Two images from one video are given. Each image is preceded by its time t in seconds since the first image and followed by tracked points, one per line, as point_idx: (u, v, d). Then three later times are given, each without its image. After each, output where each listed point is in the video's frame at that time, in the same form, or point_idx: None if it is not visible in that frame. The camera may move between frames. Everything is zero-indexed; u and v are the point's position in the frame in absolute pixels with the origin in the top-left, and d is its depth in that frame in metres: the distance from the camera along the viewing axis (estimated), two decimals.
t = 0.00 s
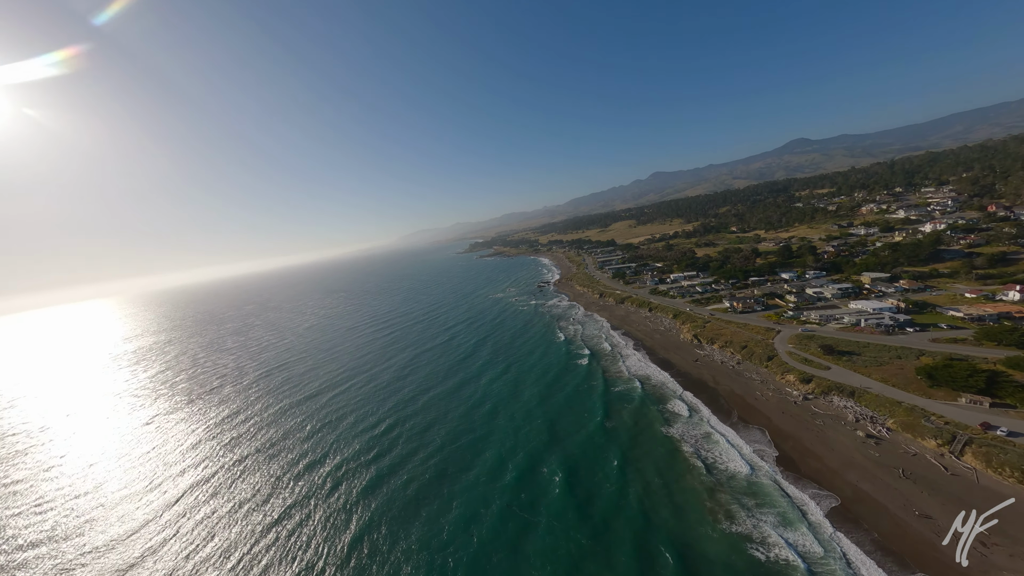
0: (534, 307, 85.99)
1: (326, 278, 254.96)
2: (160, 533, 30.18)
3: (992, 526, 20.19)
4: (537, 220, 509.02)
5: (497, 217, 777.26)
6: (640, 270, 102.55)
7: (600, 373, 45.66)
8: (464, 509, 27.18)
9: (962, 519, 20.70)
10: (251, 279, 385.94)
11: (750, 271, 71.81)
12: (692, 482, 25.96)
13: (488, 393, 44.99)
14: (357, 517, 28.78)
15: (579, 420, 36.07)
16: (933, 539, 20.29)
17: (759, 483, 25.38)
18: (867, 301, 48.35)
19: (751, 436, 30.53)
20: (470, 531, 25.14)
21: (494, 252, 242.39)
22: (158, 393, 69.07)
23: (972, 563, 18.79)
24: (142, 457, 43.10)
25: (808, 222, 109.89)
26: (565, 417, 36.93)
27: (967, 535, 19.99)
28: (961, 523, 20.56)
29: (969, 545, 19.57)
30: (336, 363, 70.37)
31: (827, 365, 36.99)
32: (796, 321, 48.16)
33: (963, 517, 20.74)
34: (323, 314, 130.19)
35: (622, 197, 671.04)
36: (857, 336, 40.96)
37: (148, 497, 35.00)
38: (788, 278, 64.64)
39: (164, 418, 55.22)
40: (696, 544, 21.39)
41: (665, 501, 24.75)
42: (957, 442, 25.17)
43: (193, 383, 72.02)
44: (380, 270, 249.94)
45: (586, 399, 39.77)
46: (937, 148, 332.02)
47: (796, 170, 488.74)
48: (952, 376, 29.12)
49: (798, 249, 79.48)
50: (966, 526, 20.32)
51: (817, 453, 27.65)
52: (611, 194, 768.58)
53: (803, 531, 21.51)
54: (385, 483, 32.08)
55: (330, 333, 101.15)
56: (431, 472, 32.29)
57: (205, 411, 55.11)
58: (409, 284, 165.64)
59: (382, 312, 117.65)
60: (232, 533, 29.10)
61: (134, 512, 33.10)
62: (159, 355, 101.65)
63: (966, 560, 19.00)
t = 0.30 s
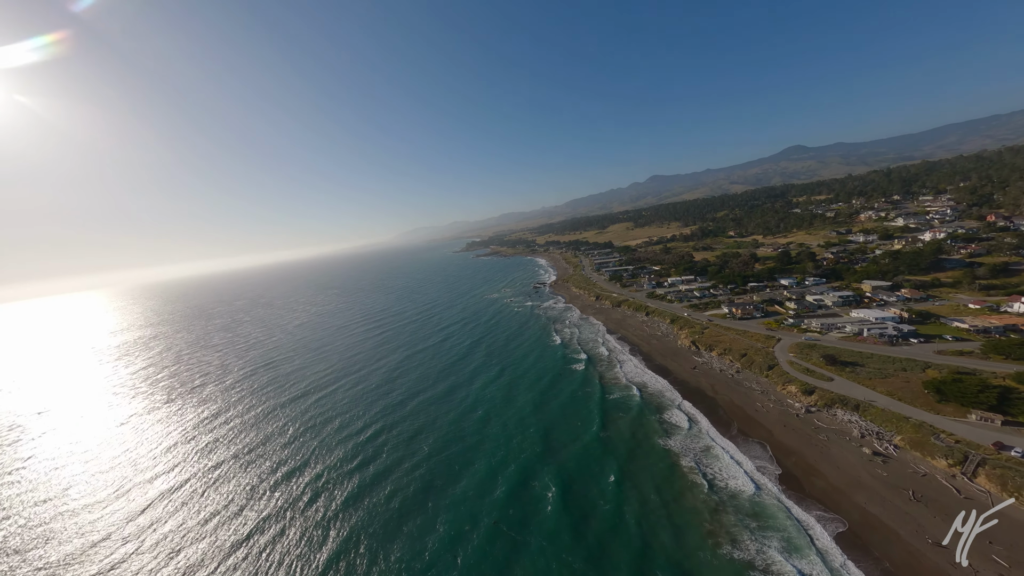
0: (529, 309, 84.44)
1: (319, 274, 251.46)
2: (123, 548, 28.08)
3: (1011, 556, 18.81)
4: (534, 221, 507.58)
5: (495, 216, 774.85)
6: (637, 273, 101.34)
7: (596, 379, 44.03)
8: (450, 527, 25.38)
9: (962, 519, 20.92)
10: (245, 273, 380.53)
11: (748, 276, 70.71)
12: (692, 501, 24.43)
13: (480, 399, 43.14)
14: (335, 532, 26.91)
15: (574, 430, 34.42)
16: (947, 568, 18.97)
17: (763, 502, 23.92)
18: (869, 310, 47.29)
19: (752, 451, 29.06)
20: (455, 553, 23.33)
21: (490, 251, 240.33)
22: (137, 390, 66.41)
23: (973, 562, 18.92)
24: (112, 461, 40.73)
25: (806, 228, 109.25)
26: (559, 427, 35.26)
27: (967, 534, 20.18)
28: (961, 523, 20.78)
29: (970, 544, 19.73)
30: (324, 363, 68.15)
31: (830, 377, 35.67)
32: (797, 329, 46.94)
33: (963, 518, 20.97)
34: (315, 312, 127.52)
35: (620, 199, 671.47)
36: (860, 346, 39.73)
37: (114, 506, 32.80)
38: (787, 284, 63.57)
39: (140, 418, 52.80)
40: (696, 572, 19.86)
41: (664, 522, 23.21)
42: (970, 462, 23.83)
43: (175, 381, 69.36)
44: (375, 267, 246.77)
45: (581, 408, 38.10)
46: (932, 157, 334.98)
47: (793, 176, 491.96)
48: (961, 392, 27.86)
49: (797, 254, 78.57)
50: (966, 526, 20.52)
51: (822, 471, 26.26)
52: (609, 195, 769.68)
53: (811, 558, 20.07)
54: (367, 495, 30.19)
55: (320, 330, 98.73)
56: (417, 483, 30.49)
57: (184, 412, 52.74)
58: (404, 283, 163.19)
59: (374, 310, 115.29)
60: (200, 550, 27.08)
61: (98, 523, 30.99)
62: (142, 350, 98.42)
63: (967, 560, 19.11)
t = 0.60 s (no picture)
0: (525, 310, 82.80)
1: (313, 270, 247.86)
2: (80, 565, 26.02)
3: None
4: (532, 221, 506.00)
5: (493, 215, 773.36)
6: (635, 276, 100.02)
7: (592, 385, 42.36)
8: (434, 548, 23.62)
9: (963, 520, 21.17)
10: (238, 267, 375.23)
11: (748, 281, 69.50)
12: (694, 523, 22.83)
13: (471, 405, 41.36)
14: (311, 550, 25.10)
15: (570, 440, 32.72)
16: None
17: (769, 525, 22.39)
18: (871, 318, 46.10)
19: (754, 468, 27.52)
20: None
21: (487, 250, 238.19)
22: (115, 388, 63.83)
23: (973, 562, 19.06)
24: (79, 465, 38.47)
25: (805, 234, 108.50)
26: (554, 436, 33.56)
27: (967, 534, 20.42)
28: (961, 524, 21.04)
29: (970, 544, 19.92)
30: (312, 362, 66.00)
31: (834, 388, 34.26)
32: (798, 336, 45.64)
33: (962, 519, 21.23)
34: (306, 309, 125.04)
35: (619, 201, 671.51)
36: (864, 356, 38.41)
37: (75, 515, 30.67)
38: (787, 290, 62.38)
39: (115, 418, 50.40)
40: None
41: (663, 546, 21.64)
42: (985, 484, 22.39)
43: (155, 379, 66.80)
44: (371, 265, 243.73)
45: (577, 416, 36.42)
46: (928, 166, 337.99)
47: (790, 182, 494.67)
48: (972, 408, 26.46)
49: (797, 260, 77.54)
50: (966, 527, 20.77)
51: (828, 491, 24.79)
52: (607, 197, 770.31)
53: None
54: (348, 509, 28.35)
55: (311, 328, 96.43)
56: (401, 497, 28.68)
57: (161, 412, 50.45)
58: (398, 281, 160.68)
59: (367, 308, 112.98)
60: (164, 566, 25.19)
61: (57, 535, 28.87)
62: (125, 345, 95.53)
63: (967, 560, 19.28)
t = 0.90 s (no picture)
0: (521, 311, 81.13)
1: (308, 267, 244.74)
2: None
3: None
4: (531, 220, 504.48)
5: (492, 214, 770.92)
6: (633, 278, 98.55)
7: (589, 392, 40.71)
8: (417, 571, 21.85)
9: (963, 519, 21.17)
10: (233, 262, 371.05)
11: (748, 286, 68.16)
12: (698, 547, 21.27)
13: (464, 411, 39.56)
14: (284, 570, 23.32)
15: (565, 451, 31.04)
16: None
17: (777, 550, 20.88)
18: (876, 326, 44.79)
19: (758, 486, 26.00)
20: None
21: (485, 250, 236.08)
22: (94, 386, 61.38)
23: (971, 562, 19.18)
24: (46, 469, 36.38)
25: (806, 239, 107.43)
26: (548, 446, 31.85)
27: (967, 534, 20.45)
28: (961, 523, 21.01)
29: (970, 544, 19.98)
30: (300, 362, 63.93)
31: (839, 400, 32.85)
32: (801, 344, 44.23)
33: (962, 518, 21.25)
34: (298, 305, 122.64)
35: (618, 202, 670.96)
36: (870, 367, 37.03)
37: (34, 525, 28.68)
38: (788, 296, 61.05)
39: (90, 418, 48.06)
40: None
41: (665, 572, 20.08)
42: (1005, 509, 20.88)
43: (137, 376, 64.36)
44: (367, 262, 240.99)
45: (573, 424, 34.75)
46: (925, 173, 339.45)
47: (789, 187, 496.95)
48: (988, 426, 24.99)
49: (798, 265, 76.33)
50: (966, 526, 20.78)
51: (836, 512, 23.36)
52: (607, 198, 770.11)
53: None
54: (327, 524, 26.54)
55: (302, 326, 94.15)
56: (384, 511, 26.90)
57: (139, 412, 48.30)
58: (394, 279, 158.45)
59: (360, 306, 110.79)
60: None
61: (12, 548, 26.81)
62: (109, 340, 92.92)
63: (965, 559, 19.38)
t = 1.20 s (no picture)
0: (517, 311, 79.54)
1: (304, 261, 241.83)
2: None
3: None
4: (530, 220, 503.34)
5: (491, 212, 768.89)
6: (631, 280, 97.18)
7: (585, 398, 39.10)
8: None
9: (962, 519, 21.19)
10: (228, 255, 366.89)
11: (748, 291, 66.88)
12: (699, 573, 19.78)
13: (455, 416, 37.81)
14: None
15: (560, 462, 29.46)
16: None
17: None
18: (880, 336, 43.55)
19: (760, 506, 24.47)
20: None
21: (483, 248, 234.26)
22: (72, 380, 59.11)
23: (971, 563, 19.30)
24: (9, 470, 34.29)
25: (806, 244, 106.53)
26: (542, 457, 30.22)
27: (966, 535, 20.52)
28: (961, 523, 21.06)
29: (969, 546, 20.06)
30: (288, 359, 61.94)
31: (844, 413, 31.45)
32: (803, 353, 42.89)
33: (962, 518, 21.28)
34: (291, 300, 120.28)
35: (617, 203, 670.57)
36: (876, 379, 35.69)
37: None
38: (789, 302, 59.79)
39: (60, 417, 45.70)
40: None
41: None
42: None
43: (118, 371, 62.08)
44: (364, 258, 238.26)
45: (568, 433, 33.13)
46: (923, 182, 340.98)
47: (787, 192, 498.81)
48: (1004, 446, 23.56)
49: (798, 271, 75.21)
50: (966, 526, 20.81)
51: (844, 536, 21.91)
52: (606, 199, 769.75)
53: None
54: (303, 539, 24.70)
55: (293, 322, 92.04)
56: (365, 526, 25.16)
57: (115, 410, 46.14)
58: (390, 276, 156.35)
59: (354, 303, 108.73)
60: None
61: None
62: (94, 332, 90.38)
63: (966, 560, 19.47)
